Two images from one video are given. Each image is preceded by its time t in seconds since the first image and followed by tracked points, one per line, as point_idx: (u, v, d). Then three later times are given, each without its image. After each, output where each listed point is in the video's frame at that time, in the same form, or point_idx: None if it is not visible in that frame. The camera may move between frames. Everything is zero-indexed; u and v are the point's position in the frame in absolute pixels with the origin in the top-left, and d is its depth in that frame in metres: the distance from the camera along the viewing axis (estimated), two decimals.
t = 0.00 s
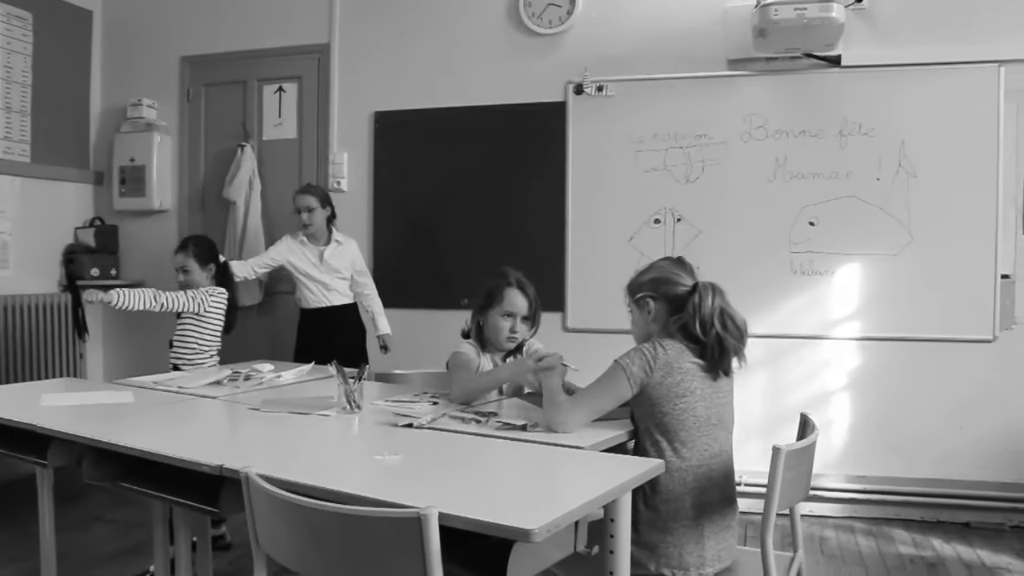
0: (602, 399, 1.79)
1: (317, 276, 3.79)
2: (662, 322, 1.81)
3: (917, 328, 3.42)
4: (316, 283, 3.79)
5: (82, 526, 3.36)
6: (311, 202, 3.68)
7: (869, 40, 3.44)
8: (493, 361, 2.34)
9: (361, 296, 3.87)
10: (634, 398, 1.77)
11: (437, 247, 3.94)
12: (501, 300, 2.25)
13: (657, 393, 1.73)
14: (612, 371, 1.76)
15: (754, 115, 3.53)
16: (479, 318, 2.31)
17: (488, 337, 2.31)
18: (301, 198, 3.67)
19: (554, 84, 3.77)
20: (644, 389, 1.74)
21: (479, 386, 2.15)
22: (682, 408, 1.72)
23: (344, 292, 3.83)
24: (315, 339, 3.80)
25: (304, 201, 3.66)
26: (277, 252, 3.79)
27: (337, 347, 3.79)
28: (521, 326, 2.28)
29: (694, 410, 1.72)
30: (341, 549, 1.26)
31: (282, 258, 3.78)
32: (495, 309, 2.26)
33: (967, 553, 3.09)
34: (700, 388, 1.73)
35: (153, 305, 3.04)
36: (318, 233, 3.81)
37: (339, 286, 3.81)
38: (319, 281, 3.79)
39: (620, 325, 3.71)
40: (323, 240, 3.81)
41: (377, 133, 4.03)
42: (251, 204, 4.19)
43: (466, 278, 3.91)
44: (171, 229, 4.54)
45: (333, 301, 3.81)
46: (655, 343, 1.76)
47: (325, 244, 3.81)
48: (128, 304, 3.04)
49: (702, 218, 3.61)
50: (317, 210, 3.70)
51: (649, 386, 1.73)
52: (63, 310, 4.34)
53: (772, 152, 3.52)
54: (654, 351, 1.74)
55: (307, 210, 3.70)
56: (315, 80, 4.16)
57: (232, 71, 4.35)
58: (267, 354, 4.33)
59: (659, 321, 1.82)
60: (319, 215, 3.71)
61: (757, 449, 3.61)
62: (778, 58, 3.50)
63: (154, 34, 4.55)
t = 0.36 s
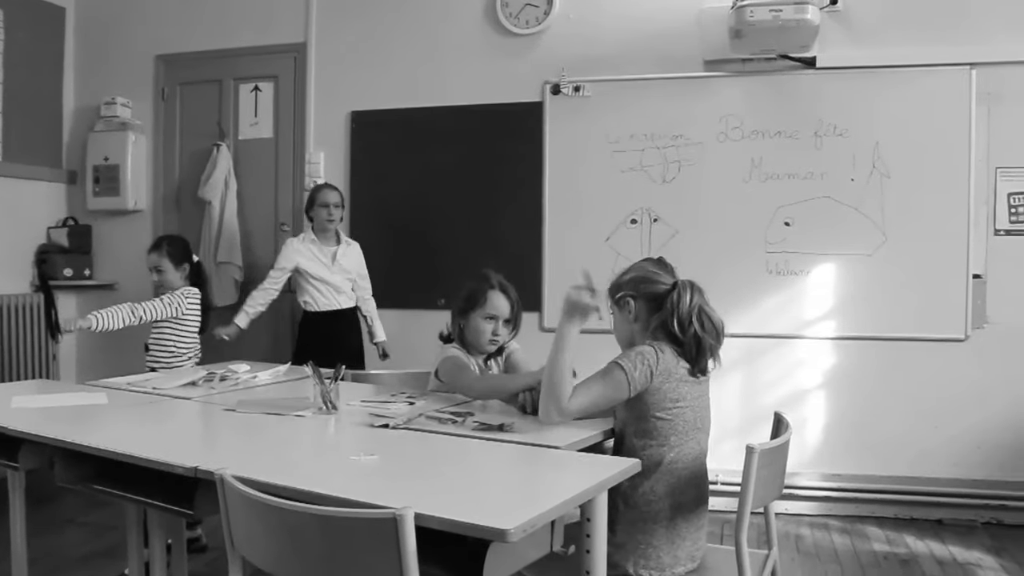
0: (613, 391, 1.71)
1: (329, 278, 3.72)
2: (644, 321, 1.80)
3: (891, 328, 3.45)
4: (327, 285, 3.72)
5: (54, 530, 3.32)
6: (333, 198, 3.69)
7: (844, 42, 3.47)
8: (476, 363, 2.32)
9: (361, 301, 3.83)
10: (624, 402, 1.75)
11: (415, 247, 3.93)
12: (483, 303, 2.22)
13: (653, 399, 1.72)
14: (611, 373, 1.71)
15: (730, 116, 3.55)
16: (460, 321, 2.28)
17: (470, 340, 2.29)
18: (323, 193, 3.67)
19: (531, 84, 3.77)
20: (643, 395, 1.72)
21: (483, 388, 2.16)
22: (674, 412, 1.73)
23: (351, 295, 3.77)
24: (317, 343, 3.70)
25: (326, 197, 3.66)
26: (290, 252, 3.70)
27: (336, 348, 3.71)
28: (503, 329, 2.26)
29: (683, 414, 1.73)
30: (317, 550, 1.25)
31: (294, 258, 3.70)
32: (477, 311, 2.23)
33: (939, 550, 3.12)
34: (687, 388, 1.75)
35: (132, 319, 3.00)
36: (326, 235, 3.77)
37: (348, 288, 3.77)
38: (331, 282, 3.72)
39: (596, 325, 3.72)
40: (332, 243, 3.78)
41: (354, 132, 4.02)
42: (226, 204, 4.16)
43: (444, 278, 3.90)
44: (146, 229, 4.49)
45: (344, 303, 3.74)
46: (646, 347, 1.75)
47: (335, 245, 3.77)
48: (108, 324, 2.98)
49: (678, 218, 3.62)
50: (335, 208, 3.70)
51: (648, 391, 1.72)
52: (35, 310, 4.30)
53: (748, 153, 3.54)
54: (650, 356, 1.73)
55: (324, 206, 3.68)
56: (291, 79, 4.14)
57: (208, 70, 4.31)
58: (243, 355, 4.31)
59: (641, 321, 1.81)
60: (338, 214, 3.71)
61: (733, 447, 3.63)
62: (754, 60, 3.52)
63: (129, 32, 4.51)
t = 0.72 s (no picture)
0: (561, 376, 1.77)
1: (327, 280, 3.60)
2: (622, 316, 1.81)
3: (854, 326, 3.50)
4: (326, 288, 3.60)
5: (14, 534, 3.27)
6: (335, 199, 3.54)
7: (807, 44, 3.51)
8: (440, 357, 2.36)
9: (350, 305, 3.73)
10: (590, 392, 1.76)
11: (382, 245, 3.92)
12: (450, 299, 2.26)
13: (620, 391, 1.73)
14: (567, 360, 1.76)
15: (696, 116, 3.58)
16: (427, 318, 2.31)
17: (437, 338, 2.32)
18: (327, 194, 3.51)
19: (498, 83, 3.78)
20: (605, 385, 1.74)
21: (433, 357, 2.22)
22: (644, 406, 1.74)
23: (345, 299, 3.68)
24: (309, 346, 3.62)
25: (329, 198, 3.50)
26: (294, 255, 3.52)
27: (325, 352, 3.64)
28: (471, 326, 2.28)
29: (654, 407, 1.74)
30: (281, 551, 1.24)
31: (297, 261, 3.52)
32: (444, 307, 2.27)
33: (901, 545, 3.16)
34: (660, 380, 1.75)
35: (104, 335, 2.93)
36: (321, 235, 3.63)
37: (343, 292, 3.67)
38: (331, 285, 3.61)
39: (563, 325, 3.73)
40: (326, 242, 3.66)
41: (320, 131, 3.99)
42: (191, 203, 4.12)
43: (412, 277, 3.89)
44: (108, 228, 4.43)
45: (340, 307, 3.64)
46: (615, 340, 1.77)
47: (331, 246, 3.65)
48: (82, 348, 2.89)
49: (645, 218, 3.64)
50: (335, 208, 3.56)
51: (613, 381, 1.73)
52: None
53: (713, 153, 3.57)
54: (615, 346, 1.75)
55: (326, 207, 3.52)
56: (257, 77, 4.11)
57: (172, 67, 4.27)
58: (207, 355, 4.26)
59: (618, 317, 1.82)
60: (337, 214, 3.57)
61: (699, 446, 3.65)
62: (720, 61, 3.55)
63: (91, 28, 4.45)
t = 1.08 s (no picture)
0: (564, 374, 1.66)
1: (341, 285, 3.46)
2: (584, 313, 1.80)
3: (826, 325, 3.53)
4: (340, 293, 3.46)
5: None
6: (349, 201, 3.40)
7: (779, 45, 3.54)
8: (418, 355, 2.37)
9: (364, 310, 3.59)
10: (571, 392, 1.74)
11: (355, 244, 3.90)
12: (434, 296, 2.24)
13: (600, 388, 1.72)
14: (559, 363, 1.67)
15: (669, 117, 3.59)
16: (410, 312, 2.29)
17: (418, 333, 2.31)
18: (342, 195, 3.37)
19: (472, 83, 3.77)
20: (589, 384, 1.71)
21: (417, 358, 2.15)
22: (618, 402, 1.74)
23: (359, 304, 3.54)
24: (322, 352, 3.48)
25: (344, 199, 3.36)
26: (308, 258, 3.37)
27: (335, 359, 3.49)
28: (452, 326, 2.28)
29: (625, 403, 1.75)
30: (254, 553, 1.23)
31: (311, 264, 3.38)
32: (427, 303, 2.25)
33: (872, 542, 3.19)
34: (626, 379, 1.77)
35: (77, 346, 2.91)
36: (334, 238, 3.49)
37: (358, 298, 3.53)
38: (344, 290, 3.47)
39: (537, 325, 3.73)
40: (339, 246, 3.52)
41: (293, 130, 3.97)
42: (163, 203, 4.09)
43: (385, 277, 3.88)
44: (78, 228, 4.37)
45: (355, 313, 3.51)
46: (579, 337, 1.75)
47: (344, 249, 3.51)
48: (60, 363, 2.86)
49: (619, 218, 3.65)
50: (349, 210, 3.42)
51: (592, 381, 1.71)
52: None
53: (686, 153, 3.59)
54: (592, 344, 1.72)
55: (339, 209, 3.38)
56: (230, 75, 4.08)
57: (144, 65, 4.23)
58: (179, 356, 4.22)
59: (581, 313, 1.81)
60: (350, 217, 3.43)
61: (672, 445, 3.66)
62: (693, 62, 3.57)
63: (60, 25, 4.40)
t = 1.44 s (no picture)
0: (547, 361, 1.68)
1: (367, 283, 3.38)
2: (560, 314, 1.81)
3: (801, 325, 3.55)
4: (366, 291, 3.38)
5: None
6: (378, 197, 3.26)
7: (755, 46, 3.56)
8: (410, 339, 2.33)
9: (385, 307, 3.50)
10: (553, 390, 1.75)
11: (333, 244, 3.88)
12: (435, 281, 2.17)
13: (581, 385, 1.73)
14: (541, 352, 1.69)
15: (646, 117, 3.61)
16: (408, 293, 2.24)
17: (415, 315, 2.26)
18: (372, 192, 3.23)
19: (449, 83, 3.77)
20: (567, 379, 1.72)
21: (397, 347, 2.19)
22: (598, 400, 1.75)
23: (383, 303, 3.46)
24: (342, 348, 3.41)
25: (371, 197, 3.21)
26: (335, 255, 3.27)
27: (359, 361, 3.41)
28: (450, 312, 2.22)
29: (605, 401, 1.76)
30: (229, 555, 1.23)
31: (338, 261, 3.27)
32: (426, 288, 2.19)
33: (848, 540, 3.22)
34: (606, 377, 1.77)
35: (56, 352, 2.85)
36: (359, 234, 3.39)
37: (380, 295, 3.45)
38: (370, 287, 3.39)
39: (515, 325, 3.73)
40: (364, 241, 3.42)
41: (270, 129, 3.95)
42: (137, 202, 4.05)
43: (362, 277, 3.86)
44: (51, 227, 4.32)
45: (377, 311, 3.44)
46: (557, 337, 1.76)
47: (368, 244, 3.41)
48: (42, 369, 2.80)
49: (596, 218, 3.66)
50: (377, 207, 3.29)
51: (574, 378, 1.72)
52: None
53: (664, 154, 3.60)
54: (573, 343, 1.73)
55: (365, 206, 3.25)
56: (206, 74, 4.05)
57: (117, 63, 4.19)
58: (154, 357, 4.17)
59: (556, 315, 1.82)
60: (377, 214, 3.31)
61: (649, 445, 3.67)
62: (669, 62, 3.58)
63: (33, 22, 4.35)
